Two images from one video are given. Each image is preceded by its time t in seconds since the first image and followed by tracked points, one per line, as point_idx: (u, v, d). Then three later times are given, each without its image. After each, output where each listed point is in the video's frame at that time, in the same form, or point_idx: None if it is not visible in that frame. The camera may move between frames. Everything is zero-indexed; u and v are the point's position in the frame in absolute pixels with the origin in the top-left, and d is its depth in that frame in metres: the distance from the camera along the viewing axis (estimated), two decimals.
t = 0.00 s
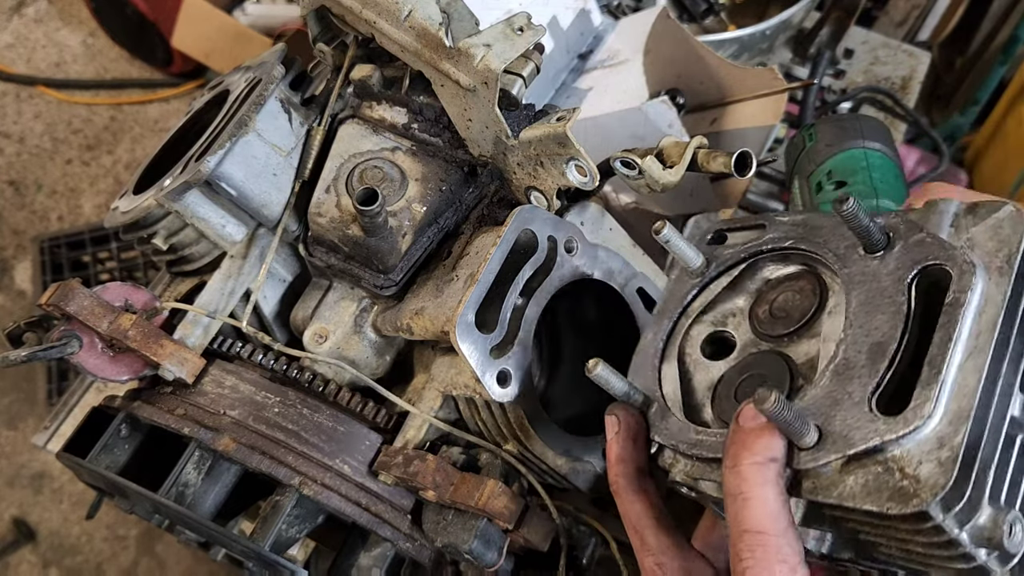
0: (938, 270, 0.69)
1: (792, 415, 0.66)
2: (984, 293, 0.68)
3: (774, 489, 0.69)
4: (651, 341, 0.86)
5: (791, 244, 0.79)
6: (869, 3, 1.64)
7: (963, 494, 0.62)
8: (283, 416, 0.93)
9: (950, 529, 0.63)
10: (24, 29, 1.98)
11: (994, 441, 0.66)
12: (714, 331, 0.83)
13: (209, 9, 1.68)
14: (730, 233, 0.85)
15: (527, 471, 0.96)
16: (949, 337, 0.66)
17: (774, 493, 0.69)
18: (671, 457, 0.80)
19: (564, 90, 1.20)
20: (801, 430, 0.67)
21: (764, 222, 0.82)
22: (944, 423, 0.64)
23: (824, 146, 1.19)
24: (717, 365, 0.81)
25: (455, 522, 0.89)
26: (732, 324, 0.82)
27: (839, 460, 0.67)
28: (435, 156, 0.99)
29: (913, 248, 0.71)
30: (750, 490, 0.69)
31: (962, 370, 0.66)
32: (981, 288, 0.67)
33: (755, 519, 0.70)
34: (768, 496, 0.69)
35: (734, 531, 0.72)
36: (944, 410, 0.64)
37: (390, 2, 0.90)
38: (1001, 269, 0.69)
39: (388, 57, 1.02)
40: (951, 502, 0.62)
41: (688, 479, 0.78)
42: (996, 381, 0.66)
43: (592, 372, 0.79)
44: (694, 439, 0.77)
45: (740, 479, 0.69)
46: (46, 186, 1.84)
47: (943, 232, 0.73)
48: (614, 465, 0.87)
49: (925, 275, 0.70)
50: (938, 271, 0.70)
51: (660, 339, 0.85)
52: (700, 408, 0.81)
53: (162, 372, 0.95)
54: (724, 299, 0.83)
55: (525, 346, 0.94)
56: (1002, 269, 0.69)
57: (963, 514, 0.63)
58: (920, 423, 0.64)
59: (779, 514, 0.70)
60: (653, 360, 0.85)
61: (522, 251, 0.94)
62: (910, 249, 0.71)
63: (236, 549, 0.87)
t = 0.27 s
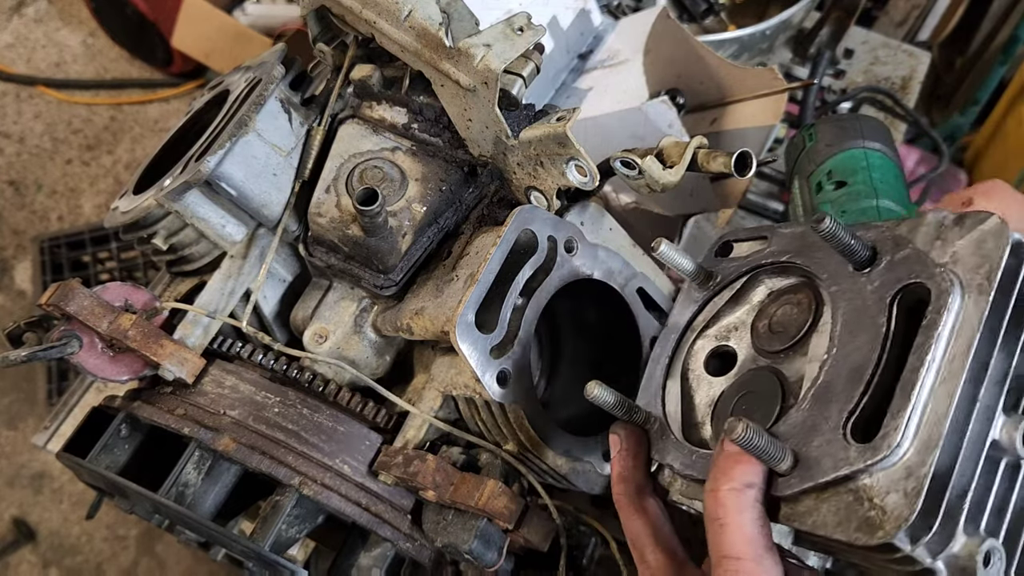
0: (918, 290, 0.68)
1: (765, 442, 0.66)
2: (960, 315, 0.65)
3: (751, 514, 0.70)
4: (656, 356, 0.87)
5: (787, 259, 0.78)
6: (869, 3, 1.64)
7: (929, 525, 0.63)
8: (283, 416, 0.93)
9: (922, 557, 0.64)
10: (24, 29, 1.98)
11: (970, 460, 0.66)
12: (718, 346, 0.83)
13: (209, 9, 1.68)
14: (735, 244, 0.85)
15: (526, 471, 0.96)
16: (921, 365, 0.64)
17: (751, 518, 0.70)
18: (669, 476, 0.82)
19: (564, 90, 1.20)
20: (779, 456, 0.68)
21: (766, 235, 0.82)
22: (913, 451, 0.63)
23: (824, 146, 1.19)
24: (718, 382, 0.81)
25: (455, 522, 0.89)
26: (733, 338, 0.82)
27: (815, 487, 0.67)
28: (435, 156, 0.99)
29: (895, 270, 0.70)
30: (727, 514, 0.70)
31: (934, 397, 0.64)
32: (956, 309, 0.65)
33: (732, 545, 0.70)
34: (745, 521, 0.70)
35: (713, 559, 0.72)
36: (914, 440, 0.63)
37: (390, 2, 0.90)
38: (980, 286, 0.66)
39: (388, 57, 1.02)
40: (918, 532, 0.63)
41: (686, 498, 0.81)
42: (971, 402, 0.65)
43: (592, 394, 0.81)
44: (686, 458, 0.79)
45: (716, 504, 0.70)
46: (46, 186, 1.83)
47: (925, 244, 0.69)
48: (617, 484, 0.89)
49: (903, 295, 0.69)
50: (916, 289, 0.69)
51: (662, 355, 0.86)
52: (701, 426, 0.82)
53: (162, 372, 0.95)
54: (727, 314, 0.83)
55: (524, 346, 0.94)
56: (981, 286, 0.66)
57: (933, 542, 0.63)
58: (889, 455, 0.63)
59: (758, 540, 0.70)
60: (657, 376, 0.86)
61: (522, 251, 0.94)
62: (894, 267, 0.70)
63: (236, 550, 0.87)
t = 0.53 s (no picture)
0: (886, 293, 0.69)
1: (740, 444, 0.68)
2: (925, 315, 0.66)
3: (730, 517, 0.72)
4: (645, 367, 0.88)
5: (766, 268, 0.80)
6: (869, 3, 1.64)
7: (899, 521, 0.63)
8: (283, 415, 0.94)
9: (893, 554, 0.64)
10: (25, 30, 1.98)
11: (943, 456, 0.65)
12: (703, 352, 0.85)
13: (210, 9, 1.68)
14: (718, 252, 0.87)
15: (526, 471, 0.97)
16: (886, 366, 0.65)
17: (729, 519, 0.72)
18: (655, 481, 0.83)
19: (564, 90, 1.21)
20: (754, 458, 0.69)
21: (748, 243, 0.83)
22: (880, 449, 0.63)
23: (823, 146, 1.20)
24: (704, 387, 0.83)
25: (455, 522, 0.90)
26: (719, 345, 0.84)
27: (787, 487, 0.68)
28: (435, 156, 0.99)
29: (865, 273, 0.71)
30: (705, 516, 0.72)
31: (899, 396, 0.64)
32: (921, 310, 0.66)
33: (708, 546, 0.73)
34: (722, 523, 0.72)
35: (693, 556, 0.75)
36: (879, 439, 0.64)
37: (391, 3, 0.90)
38: (946, 283, 0.67)
39: (388, 57, 1.02)
40: (887, 529, 0.63)
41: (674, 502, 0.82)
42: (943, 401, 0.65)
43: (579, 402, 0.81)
44: (671, 461, 0.81)
45: (696, 507, 0.73)
46: (47, 187, 1.84)
47: (894, 247, 0.70)
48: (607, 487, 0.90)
49: (872, 298, 0.70)
50: (884, 291, 0.70)
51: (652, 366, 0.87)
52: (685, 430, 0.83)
53: (163, 372, 0.95)
54: (711, 321, 0.85)
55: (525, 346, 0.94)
56: (946, 286, 0.66)
57: (904, 538, 0.63)
58: (856, 454, 0.64)
59: (735, 540, 0.73)
60: (643, 383, 0.87)
61: (522, 251, 0.95)
62: (864, 270, 0.71)
63: (236, 549, 0.87)
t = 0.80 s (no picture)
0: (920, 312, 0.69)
1: (772, 455, 0.70)
2: (955, 331, 0.66)
3: (764, 526, 0.73)
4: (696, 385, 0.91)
5: (810, 287, 0.82)
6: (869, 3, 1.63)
7: (923, 533, 0.63)
8: (283, 415, 0.94)
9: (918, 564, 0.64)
10: (25, 31, 1.99)
11: (971, 470, 0.65)
12: (749, 370, 0.87)
13: (210, 9, 1.68)
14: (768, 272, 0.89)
15: (526, 470, 0.97)
16: (914, 382, 0.65)
17: (763, 527, 0.73)
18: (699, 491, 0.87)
19: (564, 90, 1.22)
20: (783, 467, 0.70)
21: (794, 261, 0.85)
22: (905, 463, 0.64)
23: (822, 146, 1.20)
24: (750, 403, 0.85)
25: (455, 522, 0.90)
26: (764, 363, 0.85)
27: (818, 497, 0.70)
28: (436, 156, 0.99)
29: (901, 291, 0.71)
30: (738, 522, 0.73)
31: (927, 411, 0.64)
32: (949, 328, 0.66)
33: (741, 554, 0.73)
34: (756, 530, 0.73)
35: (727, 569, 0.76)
36: (906, 451, 0.64)
37: (390, 3, 0.90)
38: (972, 300, 0.66)
39: (388, 58, 1.03)
40: (910, 540, 0.63)
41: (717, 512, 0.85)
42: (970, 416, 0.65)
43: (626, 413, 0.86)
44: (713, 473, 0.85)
45: (730, 515, 0.74)
46: (48, 187, 1.84)
47: (932, 267, 0.70)
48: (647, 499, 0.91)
49: (907, 316, 0.71)
50: (920, 308, 0.70)
51: (705, 384, 0.90)
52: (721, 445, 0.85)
53: (163, 372, 0.95)
54: (759, 339, 0.87)
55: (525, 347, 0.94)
56: (976, 303, 0.66)
57: (928, 548, 0.63)
58: (883, 467, 0.64)
59: (770, 551, 0.73)
60: (691, 399, 0.90)
61: (522, 251, 0.96)
62: (900, 288, 0.71)
63: (236, 549, 0.88)
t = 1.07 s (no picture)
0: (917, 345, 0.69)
1: (785, 473, 0.72)
2: (946, 356, 0.65)
3: (782, 540, 0.73)
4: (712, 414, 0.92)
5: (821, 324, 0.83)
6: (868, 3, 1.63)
7: (923, 536, 0.62)
8: (283, 415, 0.94)
9: (921, 570, 0.63)
10: (26, 31, 1.99)
11: (965, 477, 0.64)
12: (766, 406, 0.87)
13: (210, 9, 1.69)
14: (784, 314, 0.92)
15: (526, 471, 0.97)
16: (909, 403, 0.65)
17: (781, 541, 0.73)
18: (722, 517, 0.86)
19: (564, 90, 1.22)
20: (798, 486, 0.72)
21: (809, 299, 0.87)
22: (903, 475, 0.64)
23: (822, 146, 1.20)
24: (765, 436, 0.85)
25: (455, 521, 0.90)
26: (779, 398, 0.85)
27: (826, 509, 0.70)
28: (436, 157, 0.99)
29: (899, 322, 0.72)
30: (757, 535, 0.74)
31: (922, 424, 0.64)
32: (940, 354, 0.66)
33: (760, 564, 0.73)
34: (773, 541, 0.73)
35: None
36: (904, 462, 0.64)
37: (390, 3, 0.90)
38: (962, 329, 0.66)
39: (388, 58, 1.03)
40: (912, 543, 0.63)
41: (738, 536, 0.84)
42: (964, 425, 0.64)
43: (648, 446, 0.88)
44: (733, 498, 0.84)
45: (749, 529, 0.75)
46: (48, 186, 1.84)
47: (926, 303, 0.70)
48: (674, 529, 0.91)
49: (905, 346, 0.71)
50: (916, 338, 0.70)
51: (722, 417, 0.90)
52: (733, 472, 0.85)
53: (163, 372, 0.95)
54: (773, 376, 0.87)
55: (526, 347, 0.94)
56: (966, 331, 0.66)
57: (930, 552, 0.63)
58: (880, 480, 0.65)
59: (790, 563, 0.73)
60: (710, 436, 0.91)
61: (522, 251, 0.96)
62: (898, 320, 0.73)
63: (236, 549, 0.88)
